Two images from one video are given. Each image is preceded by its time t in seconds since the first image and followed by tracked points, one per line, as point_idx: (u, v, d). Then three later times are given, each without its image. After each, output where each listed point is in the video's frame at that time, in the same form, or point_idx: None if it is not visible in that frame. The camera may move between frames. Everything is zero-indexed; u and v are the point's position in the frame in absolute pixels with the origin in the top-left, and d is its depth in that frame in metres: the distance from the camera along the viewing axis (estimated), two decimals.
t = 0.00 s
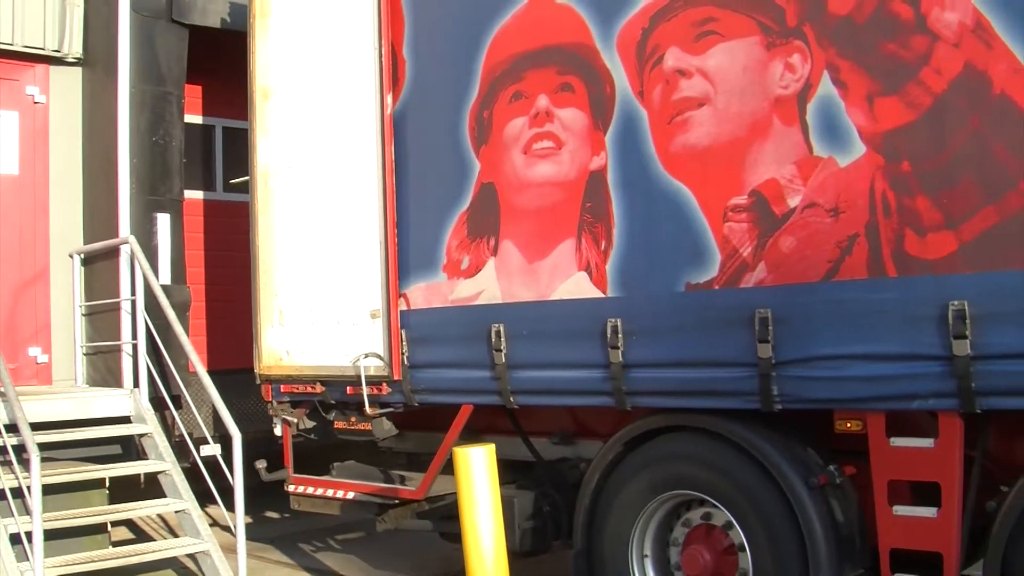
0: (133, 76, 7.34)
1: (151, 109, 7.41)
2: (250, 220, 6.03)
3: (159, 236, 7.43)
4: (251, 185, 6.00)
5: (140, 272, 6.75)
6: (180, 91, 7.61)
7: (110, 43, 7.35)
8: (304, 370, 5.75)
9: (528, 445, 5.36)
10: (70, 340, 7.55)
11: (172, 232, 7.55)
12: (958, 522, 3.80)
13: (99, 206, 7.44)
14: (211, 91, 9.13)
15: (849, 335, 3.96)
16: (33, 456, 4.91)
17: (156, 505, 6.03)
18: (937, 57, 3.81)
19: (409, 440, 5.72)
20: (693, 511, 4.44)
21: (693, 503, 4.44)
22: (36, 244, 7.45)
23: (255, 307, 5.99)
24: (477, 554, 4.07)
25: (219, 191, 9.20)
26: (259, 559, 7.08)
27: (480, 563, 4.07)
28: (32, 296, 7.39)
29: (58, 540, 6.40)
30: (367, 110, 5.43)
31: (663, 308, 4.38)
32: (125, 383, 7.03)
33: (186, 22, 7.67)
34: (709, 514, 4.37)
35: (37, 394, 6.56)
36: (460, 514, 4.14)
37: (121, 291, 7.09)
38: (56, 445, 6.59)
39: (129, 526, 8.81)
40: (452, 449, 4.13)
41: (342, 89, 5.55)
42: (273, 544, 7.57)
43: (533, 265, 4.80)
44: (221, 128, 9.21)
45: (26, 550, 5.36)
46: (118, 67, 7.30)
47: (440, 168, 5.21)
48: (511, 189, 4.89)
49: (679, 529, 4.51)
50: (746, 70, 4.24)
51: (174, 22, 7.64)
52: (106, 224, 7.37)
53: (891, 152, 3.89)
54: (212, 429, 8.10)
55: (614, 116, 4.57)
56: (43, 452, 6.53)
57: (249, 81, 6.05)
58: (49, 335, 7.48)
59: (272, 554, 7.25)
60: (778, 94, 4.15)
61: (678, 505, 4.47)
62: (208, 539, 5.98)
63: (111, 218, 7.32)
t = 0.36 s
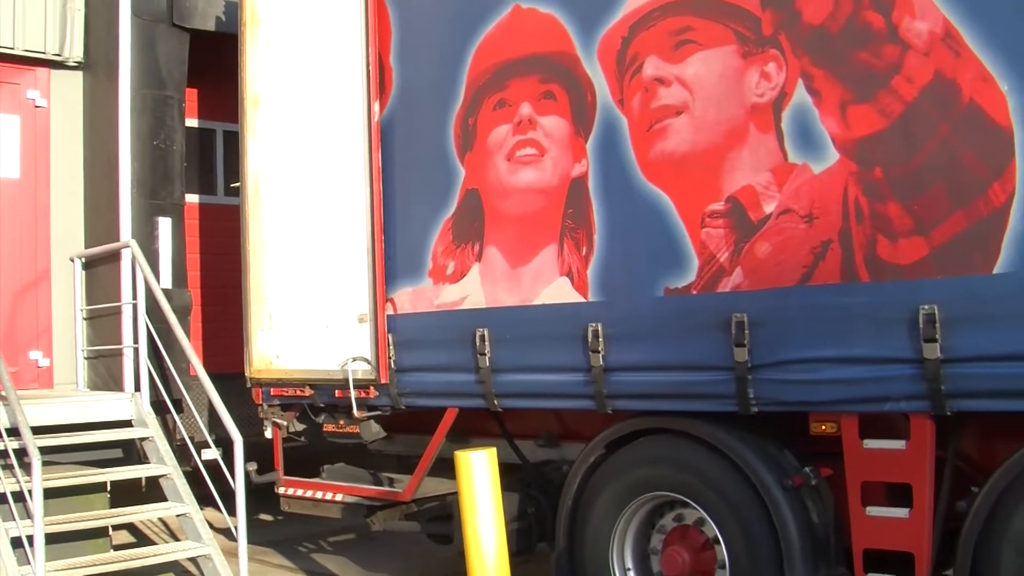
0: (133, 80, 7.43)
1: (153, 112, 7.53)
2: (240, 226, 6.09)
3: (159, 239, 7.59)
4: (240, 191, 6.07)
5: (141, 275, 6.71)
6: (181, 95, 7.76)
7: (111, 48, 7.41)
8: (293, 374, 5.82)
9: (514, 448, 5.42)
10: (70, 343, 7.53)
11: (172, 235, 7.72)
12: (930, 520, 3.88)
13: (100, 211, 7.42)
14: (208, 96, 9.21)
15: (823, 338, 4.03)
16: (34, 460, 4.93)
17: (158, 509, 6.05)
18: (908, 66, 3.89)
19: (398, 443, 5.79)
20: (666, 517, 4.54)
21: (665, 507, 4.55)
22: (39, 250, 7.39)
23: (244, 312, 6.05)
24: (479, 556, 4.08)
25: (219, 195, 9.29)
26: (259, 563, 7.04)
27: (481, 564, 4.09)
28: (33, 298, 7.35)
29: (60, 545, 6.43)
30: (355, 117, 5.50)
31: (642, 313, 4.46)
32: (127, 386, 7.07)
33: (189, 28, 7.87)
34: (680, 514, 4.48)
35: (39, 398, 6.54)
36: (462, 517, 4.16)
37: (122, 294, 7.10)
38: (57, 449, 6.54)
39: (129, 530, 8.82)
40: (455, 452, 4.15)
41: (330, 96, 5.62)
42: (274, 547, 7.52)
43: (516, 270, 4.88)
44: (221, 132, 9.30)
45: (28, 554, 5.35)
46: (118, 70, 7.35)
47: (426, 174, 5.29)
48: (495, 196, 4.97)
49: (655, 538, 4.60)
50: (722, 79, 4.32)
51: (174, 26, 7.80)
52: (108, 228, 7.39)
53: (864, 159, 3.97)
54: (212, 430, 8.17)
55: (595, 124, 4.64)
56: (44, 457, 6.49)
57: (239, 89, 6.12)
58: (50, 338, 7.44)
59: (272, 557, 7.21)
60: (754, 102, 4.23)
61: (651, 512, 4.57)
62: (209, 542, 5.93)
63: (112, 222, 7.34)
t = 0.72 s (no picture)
0: (136, 86, 7.30)
1: (155, 118, 7.41)
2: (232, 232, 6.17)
3: (162, 245, 7.48)
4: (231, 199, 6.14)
5: (144, 281, 6.65)
6: (184, 101, 7.62)
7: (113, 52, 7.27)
8: (284, 378, 5.89)
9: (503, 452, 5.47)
10: (73, 350, 7.43)
11: (175, 240, 7.58)
12: (904, 522, 3.94)
13: (103, 213, 7.31)
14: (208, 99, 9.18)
15: (799, 343, 4.09)
16: (38, 467, 4.81)
17: (160, 515, 5.94)
18: (882, 75, 3.94)
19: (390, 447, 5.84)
20: (643, 524, 4.64)
21: (642, 514, 4.65)
22: (42, 253, 7.32)
23: (236, 317, 6.12)
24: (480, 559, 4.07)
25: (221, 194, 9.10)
26: (261, 568, 6.95)
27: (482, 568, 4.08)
28: (35, 304, 7.27)
29: (61, 551, 6.36)
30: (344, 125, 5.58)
31: (623, 317, 4.53)
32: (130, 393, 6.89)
33: (188, 32, 7.64)
34: (655, 520, 4.58)
35: (42, 404, 6.47)
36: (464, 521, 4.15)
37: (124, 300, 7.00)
38: (59, 456, 6.40)
39: (131, 535, 8.81)
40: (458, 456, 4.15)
41: (320, 105, 5.70)
42: (277, 552, 7.44)
43: (501, 276, 4.94)
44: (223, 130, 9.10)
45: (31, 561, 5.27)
46: (121, 74, 7.21)
47: (414, 181, 5.37)
48: (480, 202, 5.04)
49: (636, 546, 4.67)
50: (701, 87, 4.38)
51: (176, 31, 7.61)
52: (111, 233, 7.29)
53: (839, 166, 4.02)
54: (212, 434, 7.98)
55: (577, 131, 4.71)
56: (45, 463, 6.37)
57: (230, 97, 6.19)
58: (53, 345, 7.37)
59: (276, 562, 7.14)
60: (732, 110, 4.29)
61: (629, 520, 4.66)
62: (212, 548, 5.83)
63: (115, 227, 7.24)
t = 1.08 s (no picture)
0: (132, 87, 7.18)
1: (151, 120, 7.25)
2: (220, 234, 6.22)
3: (160, 247, 7.29)
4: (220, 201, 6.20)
5: (140, 282, 6.67)
6: (179, 103, 7.43)
7: (109, 54, 7.22)
8: (271, 379, 5.94)
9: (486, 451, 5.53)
10: (69, 351, 7.48)
11: (172, 243, 7.38)
12: (877, 521, 3.99)
13: (98, 215, 7.31)
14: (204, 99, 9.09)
15: (775, 344, 4.14)
16: (33, 468, 4.82)
17: (156, 516, 5.91)
18: (856, 80, 3.99)
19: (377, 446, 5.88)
20: (619, 530, 4.71)
21: (618, 521, 4.73)
22: (38, 254, 7.36)
23: (224, 318, 6.17)
24: (476, 561, 4.20)
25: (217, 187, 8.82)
26: (257, 569, 6.94)
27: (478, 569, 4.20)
28: (32, 305, 7.32)
29: (56, 552, 6.36)
30: (330, 128, 5.63)
31: (603, 319, 4.59)
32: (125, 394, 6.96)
33: (185, 33, 7.45)
34: (630, 523, 4.66)
35: (37, 405, 6.47)
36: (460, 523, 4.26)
37: (120, 302, 7.02)
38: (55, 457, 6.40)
39: (127, 536, 8.84)
40: (453, 460, 4.24)
41: (306, 108, 5.76)
42: (274, 554, 7.43)
43: (484, 278, 5.00)
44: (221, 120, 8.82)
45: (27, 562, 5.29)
46: (116, 77, 7.14)
47: (399, 183, 5.42)
48: (464, 205, 5.10)
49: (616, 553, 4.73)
50: (681, 91, 4.44)
51: (172, 32, 7.41)
52: (107, 235, 7.25)
53: (815, 170, 4.07)
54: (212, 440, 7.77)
55: (559, 135, 4.77)
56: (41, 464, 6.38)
57: (219, 101, 6.25)
58: (49, 345, 7.41)
59: (273, 564, 7.12)
60: (710, 114, 4.34)
61: (606, 526, 4.74)
62: (207, 550, 5.83)
63: (111, 229, 7.20)
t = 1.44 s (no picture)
0: (132, 91, 7.20)
1: (151, 125, 7.29)
2: (212, 241, 6.28)
3: (159, 251, 7.32)
4: (212, 209, 6.25)
5: (139, 287, 6.69)
6: (180, 107, 7.48)
7: (109, 60, 7.24)
8: (262, 386, 5.99)
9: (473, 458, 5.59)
10: (66, 355, 7.55)
11: (172, 246, 7.43)
12: (854, 530, 4.04)
13: (98, 219, 7.32)
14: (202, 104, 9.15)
15: (754, 354, 4.20)
16: (32, 472, 4.86)
17: (154, 521, 5.95)
18: (836, 94, 4.04)
19: (365, 453, 5.97)
20: (600, 541, 4.77)
21: (598, 534, 4.80)
22: (37, 258, 7.39)
23: (215, 324, 6.23)
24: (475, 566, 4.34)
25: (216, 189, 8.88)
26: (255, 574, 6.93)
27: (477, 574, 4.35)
28: (31, 308, 7.36)
29: (53, 556, 6.38)
30: (321, 137, 5.69)
31: (587, 328, 4.65)
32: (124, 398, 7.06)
33: (187, 39, 7.48)
34: (608, 533, 4.73)
35: (36, 409, 6.50)
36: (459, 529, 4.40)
37: (119, 305, 7.07)
38: (53, 461, 6.43)
39: (124, 541, 8.88)
40: (453, 468, 4.36)
41: (297, 117, 5.82)
42: (273, 560, 7.39)
43: (471, 286, 5.05)
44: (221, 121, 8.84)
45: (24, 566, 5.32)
46: (117, 80, 7.15)
47: (388, 192, 5.48)
48: (451, 214, 5.16)
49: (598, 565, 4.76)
50: (664, 104, 4.49)
51: (173, 37, 7.44)
52: (106, 239, 7.27)
53: (794, 183, 4.11)
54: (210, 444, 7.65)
55: (545, 146, 4.83)
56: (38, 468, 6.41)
57: (211, 109, 6.31)
58: (47, 349, 7.46)
59: (270, 569, 7.10)
60: (693, 126, 4.40)
61: (586, 538, 4.80)
62: (205, 555, 5.86)
63: (111, 233, 7.20)
